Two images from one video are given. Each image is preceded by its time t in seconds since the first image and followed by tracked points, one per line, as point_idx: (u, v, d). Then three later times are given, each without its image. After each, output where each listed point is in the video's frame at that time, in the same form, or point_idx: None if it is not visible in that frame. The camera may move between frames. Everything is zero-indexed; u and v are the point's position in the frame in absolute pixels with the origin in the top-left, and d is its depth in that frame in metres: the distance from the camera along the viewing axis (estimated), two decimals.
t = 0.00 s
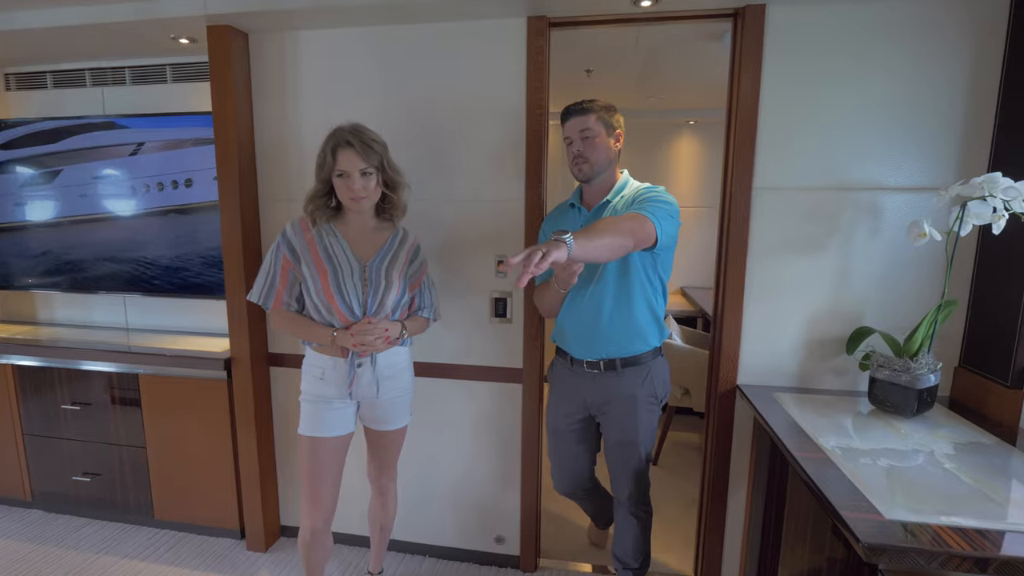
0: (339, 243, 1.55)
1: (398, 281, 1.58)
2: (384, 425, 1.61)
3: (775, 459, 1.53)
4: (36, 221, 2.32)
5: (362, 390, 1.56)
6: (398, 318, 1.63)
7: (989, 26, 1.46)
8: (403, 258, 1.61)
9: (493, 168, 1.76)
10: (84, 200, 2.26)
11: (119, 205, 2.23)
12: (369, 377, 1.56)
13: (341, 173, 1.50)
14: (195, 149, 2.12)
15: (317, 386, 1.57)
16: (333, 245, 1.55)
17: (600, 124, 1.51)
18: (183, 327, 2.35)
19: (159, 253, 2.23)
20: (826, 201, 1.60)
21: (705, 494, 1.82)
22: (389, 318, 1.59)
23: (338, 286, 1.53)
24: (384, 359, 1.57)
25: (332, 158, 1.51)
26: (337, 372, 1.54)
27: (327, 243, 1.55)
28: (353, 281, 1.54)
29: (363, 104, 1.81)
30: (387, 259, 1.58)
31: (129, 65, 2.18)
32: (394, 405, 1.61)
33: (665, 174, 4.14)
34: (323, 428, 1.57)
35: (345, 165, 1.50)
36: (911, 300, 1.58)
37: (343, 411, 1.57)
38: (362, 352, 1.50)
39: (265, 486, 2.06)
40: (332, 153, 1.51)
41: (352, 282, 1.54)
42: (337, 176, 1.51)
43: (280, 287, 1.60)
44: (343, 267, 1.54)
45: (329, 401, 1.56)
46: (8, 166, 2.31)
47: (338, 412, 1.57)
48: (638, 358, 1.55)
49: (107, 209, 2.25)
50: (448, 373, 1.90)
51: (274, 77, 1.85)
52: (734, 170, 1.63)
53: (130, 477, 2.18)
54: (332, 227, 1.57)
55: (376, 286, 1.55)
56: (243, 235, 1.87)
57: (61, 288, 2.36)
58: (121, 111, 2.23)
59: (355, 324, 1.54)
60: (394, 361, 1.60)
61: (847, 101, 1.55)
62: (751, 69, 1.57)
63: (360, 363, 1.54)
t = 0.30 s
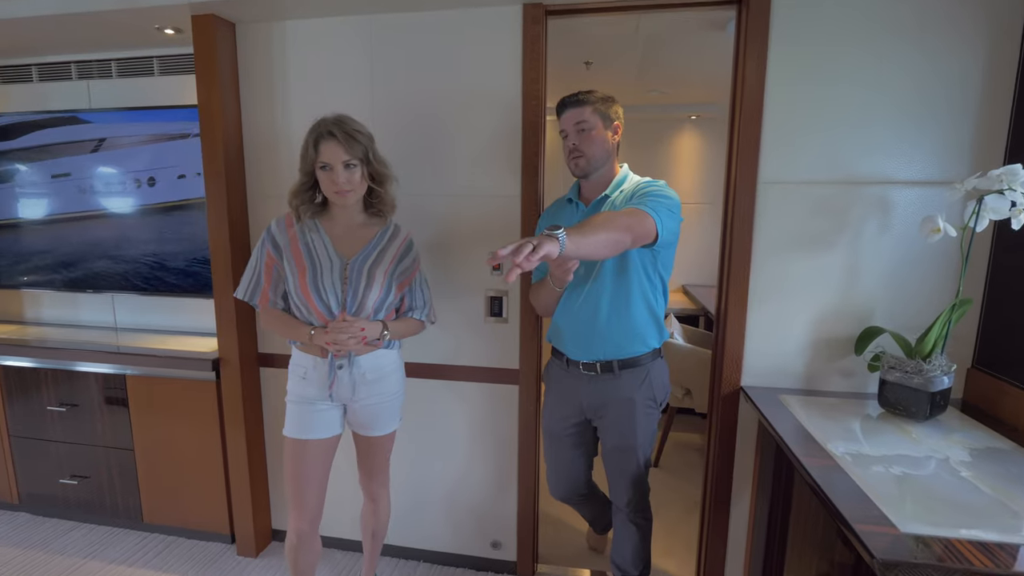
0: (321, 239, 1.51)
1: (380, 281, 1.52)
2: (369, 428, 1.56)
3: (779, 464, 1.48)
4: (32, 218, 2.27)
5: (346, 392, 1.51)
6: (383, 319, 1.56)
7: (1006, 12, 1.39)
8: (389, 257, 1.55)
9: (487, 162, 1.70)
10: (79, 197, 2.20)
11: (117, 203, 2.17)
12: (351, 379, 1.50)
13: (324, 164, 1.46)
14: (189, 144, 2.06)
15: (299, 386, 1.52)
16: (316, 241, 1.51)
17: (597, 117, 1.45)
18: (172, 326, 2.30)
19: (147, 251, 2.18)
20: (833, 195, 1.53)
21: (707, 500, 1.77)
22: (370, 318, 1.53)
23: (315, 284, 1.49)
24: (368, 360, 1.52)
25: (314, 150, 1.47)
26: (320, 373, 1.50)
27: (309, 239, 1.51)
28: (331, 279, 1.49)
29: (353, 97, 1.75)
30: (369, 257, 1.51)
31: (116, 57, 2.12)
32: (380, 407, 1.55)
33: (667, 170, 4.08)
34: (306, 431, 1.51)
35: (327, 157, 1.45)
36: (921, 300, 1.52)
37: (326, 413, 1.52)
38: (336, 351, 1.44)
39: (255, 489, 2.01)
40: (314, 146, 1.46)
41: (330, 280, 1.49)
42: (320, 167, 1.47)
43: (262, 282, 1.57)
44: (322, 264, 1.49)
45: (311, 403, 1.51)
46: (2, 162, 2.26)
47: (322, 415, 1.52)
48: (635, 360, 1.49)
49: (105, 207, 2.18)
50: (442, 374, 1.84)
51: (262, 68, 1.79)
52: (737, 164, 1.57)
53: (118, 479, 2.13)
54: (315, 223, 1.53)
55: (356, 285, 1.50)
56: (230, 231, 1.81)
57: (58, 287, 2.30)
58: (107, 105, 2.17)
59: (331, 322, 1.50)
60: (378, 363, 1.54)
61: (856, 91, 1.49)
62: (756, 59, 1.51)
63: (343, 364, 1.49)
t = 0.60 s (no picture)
0: (311, 237, 1.47)
1: (370, 282, 1.47)
2: (359, 432, 1.51)
3: (786, 471, 1.43)
4: (30, 217, 2.23)
5: (336, 394, 1.47)
6: (372, 322, 1.51)
7: None
8: (381, 258, 1.50)
9: (486, 158, 1.65)
10: (76, 195, 2.16)
11: (116, 202, 2.12)
12: (342, 381, 1.46)
13: (314, 160, 1.42)
14: (185, 140, 2.01)
15: (289, 388, 1.48)
16: (306, 239, 1.46)
17: (597, 111, 1.40)
18: (166, 326, 2.26)
19: (139, 249, 2.14)
20: (842, 192, 1.48)
21: (710, 505, 1.72)
22: (358, 321, 1.48)
23: (302, 284, 1.45)
24: (360, 362, 1.47)
25: (304, 146, 1.43)
26: (309, 375, 1.45)
27: (299, 237, 1.47)
28: (318, 279, 1.45)
29: (348, 91, 1.70)
30: (359, 257, 1.47)
31: (107, 52, 2.08)
32: (371, 411, 1.51)
33: (670, 167, 4.03)
34: (295, 434, 1.47)
35: (317, 152, 1.41)
36: (934, 300, 1.47)
37: (316, 416, 1.48)
38: (319, 356, 1.41)
39: (250, 492, 1.97)
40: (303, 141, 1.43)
41: (317, 280, 1.45)
42: (311, 162, 1.43)
43: (251, 280, 1.53)
44: (311, 263, 1.45)
45: (301, 406, 1.47)
46: None
47: (312, 418, 1.48)
48: (638, 363, 1.45)
49: (104, 206, 2.14)
50: (440, 376, 1.80)
51: (255, 62, 1.75)
52: (744, 160, 1.52)
53: (110, 481, 2.09)
54: (306, 221, 1.49)
55: (344, 287, 1.45)
56: (222, 230, 1.77)
57: (56, 286, 2.27)
58: (98, 101, 2.13)
59: (316, 323, 1.45)
60: (369, 364, 1.49)
61: (867, 84, 1.43)
62: (764, 50, 1.46)
63: (334, 365, 1.45)
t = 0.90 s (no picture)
0: (310, 237, 1.44)
1: (372, 280, 1.45)
2: (362, 433, 1.49)
3: (793, 476, 1.39)
4: (32, 215, 2.21)
5: (338, 397, 1.44)
6: (377, 320, 1.49)
7: None
8: (382, 255, 1.47)
9: (485, 155, 1.62)
10: (77, 193, 2.14)
11: (118, 199, 2.09)
12: (344, 383, 1.44)
13: (310, 155, 1.39)
14: (181, 137, 1.99)
15: (288, 390, 1.45)
16: (304, 239, 1.44)
17: (599, 104, 1.37)
18: (164, 325, 2.24)
19: (137, 247, 2.12)
20: (852, 189, 1.44)
21: (715, 509, 1.69)
22: (364, 320, 1.45)
23: (305, 285, 1.42)
24: (361, 362, 1.45)
25: (300, 142, 1.40)
26: (310, 377, 1.43)
27: (297, 237, 1.44)
28: (320, 279, 1.42)
29: (345, 87, 1.67)
30: (360, 255, 1.44)
31: (104, 48, 2.06)
32: (373, 412, 1.48)
33: (674, 163, 3.99)
34: (296, 437, 1.45)
35: (315, 147, 1.38)
36: (945, 300, 1.43)
37: (317, 418, 1.46)
38: (328, 356, 1.38)
39: (248, 493, 1.95)
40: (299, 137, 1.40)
41: (319, 281, 1.42)
42: (308, 159, 1.40)
43: (250, 282, 1.50)
44: (312, 264, 1.42)
45: (302, 408, 1.44)
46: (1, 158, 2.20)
47: (313, 420, 1.45)
48: (642, 364, 1.41)
49: (106, 204, 2.11)
50: (439, 377, 1.77)
51: (251, 58, 1.72)
52: (749, 157, 1.48)
53: (108, 481, 2.08)
54: (303, 220, 1.46)
55: (348, 286, 1.43)
56: (219, 228, 1.75)
57: (59, 285, 2.25)
58: (95, 97, 2.11)
59: (323, 324, 1.43)
60: (371, 365, 1.47)
61: (878, 78, 1.39)
62: (770, 43, 1.41)
63: (335, 367, 1.42)
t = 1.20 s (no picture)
0: (311, 236, 1.43)
1: (373, 280, 1.44)
2: (364, 433, 1.48)
3: (804, 479, 1.37)
4: (44, 213, 2.22)
5: (340, 397, 1.43)
6: (378, 320, 1.48)
7: None
8: (383, 254, 1.46)
9: (491, 154, 1.61)
10: (87, 191, 2.15)
11: (128, 197, 2.10)
12: (347, 383, 1.43)
13: (314, 145, 1.39)
14: (188, 135, 1.99)
15: (291, 390, 1.45)
16: (305, 238, 1.43)
17: (607, 101, 1.35)
18: (172, 323, 2.26)
19: (144, 245, 2.13)
20: (866, 186, 1.41)
21: (723, 512, 1.66)
22: (364, 321, 1.45)
23: (305, 284, 1.42)
24: (364, 361, 1.44)
25: (306, 130, 1.40)
26: (313, 377, 1.42)
27: (299, 236, 1.44)
28: (321, 279, 1.42)
29: (351, 85, 1.66)
30: (360, 255, 1.43)
31: (112, 47, 2.07)
32: (376, 412, 1.47)
33: (682, 161, 3.95)
34: (299, 437, 1.44)
35: (319, 138, 1.38)
36: (961, 301, 1.40)
37: (320, 418, 1.45)
38: (327, 357, 1.38)
39: (254, 490, 1.96)
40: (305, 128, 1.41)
41: (319, 281, 1.42)
42: (311, 147, 1.39)
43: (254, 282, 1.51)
44: (312, 264, 1.42)
45: (305, 408, 1.44)
46: (13, 156, 2.22)
47: (317, 420, 1.45)
48: (649, 364, 1.39)
49: (116, 202, 2.12)
50: (444, 376, 1.76)
51: (257, 56, 1.71)
52: (759, 155, 1.45)
53: (116, 477, 2.09)
54: (305, 219, 1.45)
55: (348, 286, 1.42)
56: (225, 226, 1.75)
57: (70, 283, 2.27)
58: (103, 96, 2.12)
59: (323, 325, 1.43)
60: (374, 364, 1.46)
61: (892, 73, 1.35)
62: (781, 38, 1.38)
63: (337, 367, 1.42)
